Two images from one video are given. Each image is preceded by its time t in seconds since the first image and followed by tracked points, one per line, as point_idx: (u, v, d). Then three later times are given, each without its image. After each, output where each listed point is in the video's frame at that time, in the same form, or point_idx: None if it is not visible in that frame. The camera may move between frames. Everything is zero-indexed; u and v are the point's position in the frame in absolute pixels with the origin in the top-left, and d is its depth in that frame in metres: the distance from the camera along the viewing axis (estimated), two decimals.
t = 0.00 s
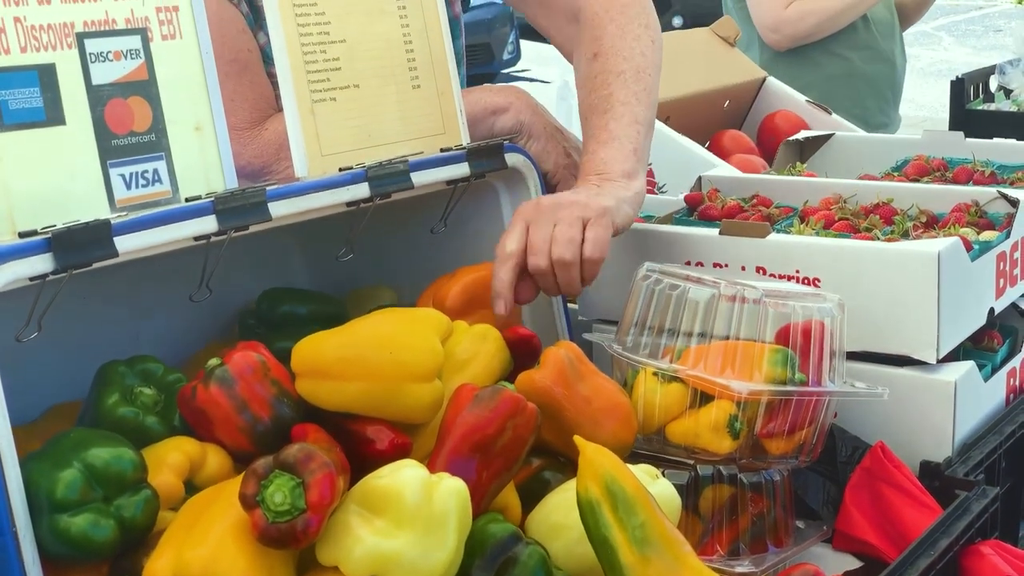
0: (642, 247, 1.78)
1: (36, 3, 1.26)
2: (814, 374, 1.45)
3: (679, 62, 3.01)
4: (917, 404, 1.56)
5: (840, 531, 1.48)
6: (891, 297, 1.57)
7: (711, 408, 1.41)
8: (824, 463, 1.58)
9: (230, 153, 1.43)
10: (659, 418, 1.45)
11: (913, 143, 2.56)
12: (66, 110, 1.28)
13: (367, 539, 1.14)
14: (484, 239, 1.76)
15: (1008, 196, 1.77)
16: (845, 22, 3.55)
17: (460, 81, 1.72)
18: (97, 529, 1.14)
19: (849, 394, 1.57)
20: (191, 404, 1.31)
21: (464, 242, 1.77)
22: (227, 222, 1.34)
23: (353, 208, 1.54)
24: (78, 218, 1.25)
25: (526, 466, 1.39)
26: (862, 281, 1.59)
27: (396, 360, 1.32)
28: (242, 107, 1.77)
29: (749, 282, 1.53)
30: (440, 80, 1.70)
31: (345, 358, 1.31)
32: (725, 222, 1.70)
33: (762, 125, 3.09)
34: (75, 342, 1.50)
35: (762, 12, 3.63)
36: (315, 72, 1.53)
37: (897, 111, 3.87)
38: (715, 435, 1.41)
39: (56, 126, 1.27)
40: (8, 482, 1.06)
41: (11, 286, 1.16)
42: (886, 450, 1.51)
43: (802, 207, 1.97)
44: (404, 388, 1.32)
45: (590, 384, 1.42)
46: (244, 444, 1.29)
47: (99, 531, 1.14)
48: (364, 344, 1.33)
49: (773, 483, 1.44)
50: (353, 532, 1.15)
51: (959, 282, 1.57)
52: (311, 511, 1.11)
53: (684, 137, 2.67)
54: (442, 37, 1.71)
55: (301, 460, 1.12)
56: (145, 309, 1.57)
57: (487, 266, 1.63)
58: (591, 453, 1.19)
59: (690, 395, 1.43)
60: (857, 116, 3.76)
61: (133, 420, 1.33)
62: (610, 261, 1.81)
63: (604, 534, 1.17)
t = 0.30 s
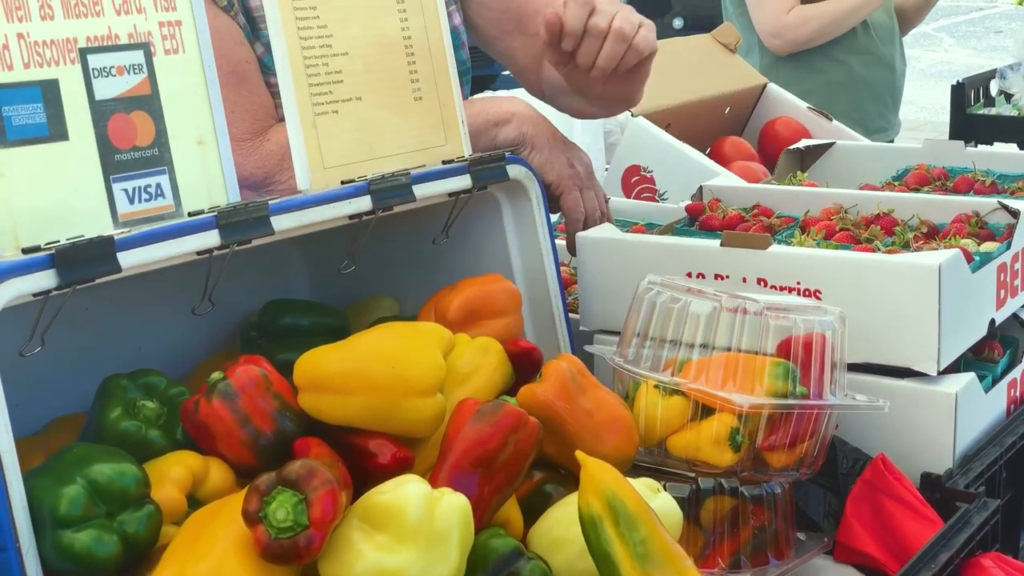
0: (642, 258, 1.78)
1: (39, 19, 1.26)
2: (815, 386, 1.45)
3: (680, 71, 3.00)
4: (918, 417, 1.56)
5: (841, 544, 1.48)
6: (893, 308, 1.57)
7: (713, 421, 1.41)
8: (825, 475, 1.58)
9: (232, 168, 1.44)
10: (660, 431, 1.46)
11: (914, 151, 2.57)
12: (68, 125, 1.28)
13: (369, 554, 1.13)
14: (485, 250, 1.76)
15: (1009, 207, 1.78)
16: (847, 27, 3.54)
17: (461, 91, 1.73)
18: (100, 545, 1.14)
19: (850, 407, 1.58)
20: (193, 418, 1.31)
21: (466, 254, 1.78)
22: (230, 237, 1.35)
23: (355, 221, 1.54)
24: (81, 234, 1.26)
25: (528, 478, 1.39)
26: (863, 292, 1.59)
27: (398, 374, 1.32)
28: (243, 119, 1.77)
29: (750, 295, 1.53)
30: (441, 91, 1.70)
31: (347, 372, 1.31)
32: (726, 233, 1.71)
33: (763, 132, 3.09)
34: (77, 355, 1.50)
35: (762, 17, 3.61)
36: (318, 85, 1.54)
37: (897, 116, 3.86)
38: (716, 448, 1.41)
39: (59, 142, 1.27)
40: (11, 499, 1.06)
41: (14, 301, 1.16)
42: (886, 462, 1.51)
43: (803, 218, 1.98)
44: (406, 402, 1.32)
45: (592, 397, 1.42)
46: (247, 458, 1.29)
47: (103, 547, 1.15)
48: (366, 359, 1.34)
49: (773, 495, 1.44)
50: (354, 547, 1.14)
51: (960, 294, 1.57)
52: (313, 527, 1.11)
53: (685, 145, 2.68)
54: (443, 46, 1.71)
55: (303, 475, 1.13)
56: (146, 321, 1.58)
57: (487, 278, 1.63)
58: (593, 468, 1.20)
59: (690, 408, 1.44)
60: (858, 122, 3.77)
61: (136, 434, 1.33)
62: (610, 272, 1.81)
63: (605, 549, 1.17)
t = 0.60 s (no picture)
0: (642, 269, 1.79)
1: (42, 35, 1.26)
2: (814, 400, 1.46)
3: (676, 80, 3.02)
4: (917, 429, 1.57)
5: (840, 556, 1.49)
6: (893, 320, 1.57)
7: (712, 435, 1.42)
8: (824, 487, 1.58)
9: (234, 183, 1.44)
10: (660, 445, 1.46)
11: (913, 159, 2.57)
12: (71, 141, 1.28)
13: (371, 571, 1.14)
14: (485, 261, 1.76)
15: (1008, 218, 1.79)
16: (843, 31, 3.54)
17: (461, 103, 1.73)
18: (103, 561, 1.15)
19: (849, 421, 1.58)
20: (195, 433, 1.32)
21: (466, 265, 1.79)
22: (232, 252, 1.35)
23: (356, 234, 1.54)
24: (83, 250, 1.26)
25: (529, 492, 1.40)
26: (863, 304, 1.60)
27: (399, 389, 1.33)
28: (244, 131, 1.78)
29: (750, 308, 1.53)
30: (441, 103, 1.71)
31: (348, 387, 1.32)
32: (726, 245, 1.71)
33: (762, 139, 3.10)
34: (79, 368, 1.50)
35: (757, 24, 3.61)
36: (319, 98, 1.54)
37: (896, 120, 3.87)
38: (716, 462, 1.41)
39: (61, 158, 1.27)
40: (15, 518, 1.07)
41: (17, 318, 1.16)
42: (886, 475, 1.51)
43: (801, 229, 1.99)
44: (406, 417, 1.33)
45: (592, 411, 1.43)
46: (248, 473, 1.30)
47: (106, 563, 1.15)
48: (367, 374, 1.34)
49: (773, 509, 1.45)
50: (357, 564, 1.15)
51: (959, 306, 1.58)
52: (315, 544, 1.11)
53: (685, 153, 2.68)
54: (443, 58, 1.72)
55: (305, 493, 1.13)
56: (147, 334, 1.58)
57: (486, 290, 1.63)
58: (593, 484, 1.21)
59: (690, 421, 1.44)
60: (857, 127, 3.77)
61: (138, 448, 1.34)
62: (610, 283, 1.82)
63: (606, 565, 1.18)
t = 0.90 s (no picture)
0: (642, 280, 1.79)
1: (43, 51, 1.27)
2: (814, 413, 1.46)
3: (674, 88, 3.02)
4: (917, 440, 1.57)
5: (841, 566, 1.50)
6: (892, 332, 1.58)
7: (713, 447, 1.42)
8: (824, 498, 1.59)
9: (235, 194, 1.44)
10: (661, 457, 1.47)
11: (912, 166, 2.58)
12: (73, 156, 1.28)
13: None
14: (486, 271, 1.77)
15: (1007, 228, 1.79)
16: (840, 37, 3.54)
17: (461, 114, 1.74)
18: None
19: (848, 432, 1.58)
20: (198, 447, 1.32)
21: (466, 276, 1.79)
22: (233, 265, 1.35)
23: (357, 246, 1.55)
24: (86, 266, 1.26)
25: (530, 504, 1.40)
26: (863, 316, 1.60)
27: (400, 403, 1.33)
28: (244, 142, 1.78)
29: (750, 321, 1.54)
30: (441, 113, 1.71)
31: (349, 401, 1.32)
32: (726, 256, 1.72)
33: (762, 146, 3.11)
34: (81, 381, 1.51)
35: (751, 31, 3.61)
36: (319, 110, 1.55)
37: (896, 125, 3.87)
38: (716, 474, 1.42)
39: (63, 173, 1.27)
40: (18, 534, 1.07)
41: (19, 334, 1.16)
42: (886, 486, 1.51)
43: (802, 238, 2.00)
44: (407, 431, 1.33)
45: (593, 423, 1.43)
46: (250, 487, 1.30)
47: None
48: (369, 387, 1.34)
49: (773, 522, 1.46)
50: None
51: (958, 318, 1.58)
52: (317, 560, 1.12)
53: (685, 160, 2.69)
54: (443, 68, 1.72)
55: (307, 509, 1.14)
56: (149, 346, 1.59)
57: (487, 301, 1.63)
58: (594, 498, 1.21)
59: (691, 433, 1.45)
60: (856, 132, 3.78)
61: (140, 462, 1.34)
62: (611, 293, 1.83)
63: None
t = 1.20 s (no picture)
0: (645, 291, 1.80)
1: (47, 67, 1.27)
2: (817, 427, 1.47)
3: (677, 97, 3.03)
4: (918, 452, 1.58)
5: None
6: (893, 344, 1.58)
7: (715, 460, 1.43)
8: (826, 510, 1.59)
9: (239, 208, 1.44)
10: (663, 470, 1.47)
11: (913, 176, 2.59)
12: (76, 171, 1.28)
13: None
14: (488, 282, 1.77)
15: (1008, 240, 1.80)
16: (841, 43, 3.54)
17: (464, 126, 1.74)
18: None
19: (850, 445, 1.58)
20: (203, 462, 1.31)
21: (468, 287, 1.79)
22: (236, 279, 1.35)
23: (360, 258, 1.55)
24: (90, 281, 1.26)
25: (533, 517, 1.41)
26: (865, 328, 1.60)
27: (403, 417, 1.34)
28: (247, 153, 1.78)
29: (752, 334, 1.54)
30: (444, 126, 1.71)
31: (352, 415, 1.33)
32: (727, 268, 1.72)
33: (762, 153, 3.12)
34: (84, 394, 1.51)
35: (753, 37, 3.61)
36: (321, 122, 1.55)
37: (897, 131, 3.87)
38: (717, 487, 1.42)
39: (67, 188, 1.28)
40: (23, 552, 1.07)
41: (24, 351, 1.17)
42: (887, 498, 1.50)
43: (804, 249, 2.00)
44: (410, 445, 1.33)
45: (596, 437, 1.44)
46: (254, 501, 1.31)
47: None
48: (372, 402, 1.35)
49: (775, 534, 1.45)
50: None
51: (960, 330, 1.59)
52: None
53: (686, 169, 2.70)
54: (446, 80, 1.72)
55: (311, 525, 1.14)
56: (152, 357, 1.59)
57: (489, 313, 1.64)
58: (597, 514, 1.21)
59: (693, 446, 1.45)
60: (857, 138, 3.78)
61: (144, 476, 1.34)
62: (613, 304, 1.83)
63: None
